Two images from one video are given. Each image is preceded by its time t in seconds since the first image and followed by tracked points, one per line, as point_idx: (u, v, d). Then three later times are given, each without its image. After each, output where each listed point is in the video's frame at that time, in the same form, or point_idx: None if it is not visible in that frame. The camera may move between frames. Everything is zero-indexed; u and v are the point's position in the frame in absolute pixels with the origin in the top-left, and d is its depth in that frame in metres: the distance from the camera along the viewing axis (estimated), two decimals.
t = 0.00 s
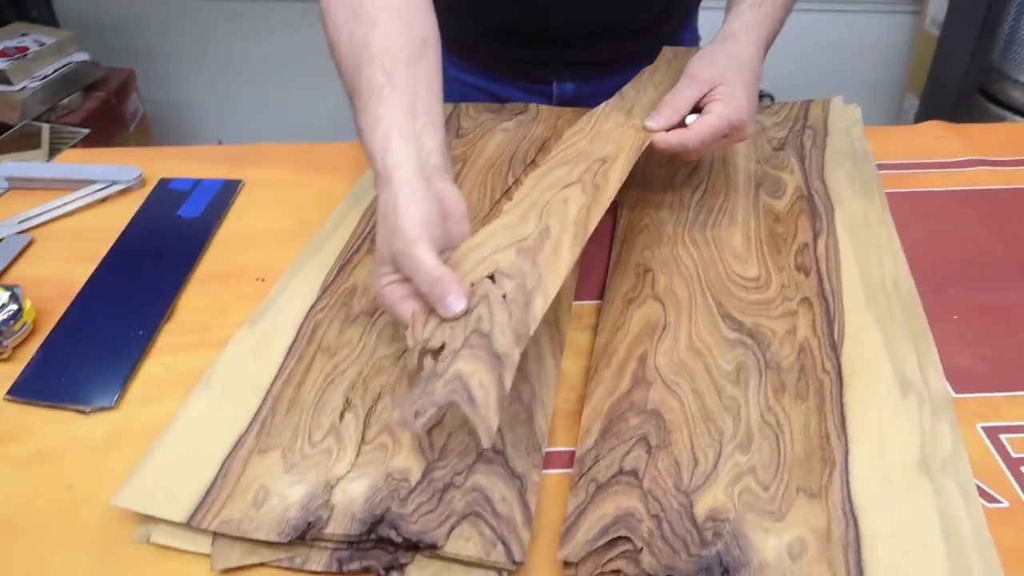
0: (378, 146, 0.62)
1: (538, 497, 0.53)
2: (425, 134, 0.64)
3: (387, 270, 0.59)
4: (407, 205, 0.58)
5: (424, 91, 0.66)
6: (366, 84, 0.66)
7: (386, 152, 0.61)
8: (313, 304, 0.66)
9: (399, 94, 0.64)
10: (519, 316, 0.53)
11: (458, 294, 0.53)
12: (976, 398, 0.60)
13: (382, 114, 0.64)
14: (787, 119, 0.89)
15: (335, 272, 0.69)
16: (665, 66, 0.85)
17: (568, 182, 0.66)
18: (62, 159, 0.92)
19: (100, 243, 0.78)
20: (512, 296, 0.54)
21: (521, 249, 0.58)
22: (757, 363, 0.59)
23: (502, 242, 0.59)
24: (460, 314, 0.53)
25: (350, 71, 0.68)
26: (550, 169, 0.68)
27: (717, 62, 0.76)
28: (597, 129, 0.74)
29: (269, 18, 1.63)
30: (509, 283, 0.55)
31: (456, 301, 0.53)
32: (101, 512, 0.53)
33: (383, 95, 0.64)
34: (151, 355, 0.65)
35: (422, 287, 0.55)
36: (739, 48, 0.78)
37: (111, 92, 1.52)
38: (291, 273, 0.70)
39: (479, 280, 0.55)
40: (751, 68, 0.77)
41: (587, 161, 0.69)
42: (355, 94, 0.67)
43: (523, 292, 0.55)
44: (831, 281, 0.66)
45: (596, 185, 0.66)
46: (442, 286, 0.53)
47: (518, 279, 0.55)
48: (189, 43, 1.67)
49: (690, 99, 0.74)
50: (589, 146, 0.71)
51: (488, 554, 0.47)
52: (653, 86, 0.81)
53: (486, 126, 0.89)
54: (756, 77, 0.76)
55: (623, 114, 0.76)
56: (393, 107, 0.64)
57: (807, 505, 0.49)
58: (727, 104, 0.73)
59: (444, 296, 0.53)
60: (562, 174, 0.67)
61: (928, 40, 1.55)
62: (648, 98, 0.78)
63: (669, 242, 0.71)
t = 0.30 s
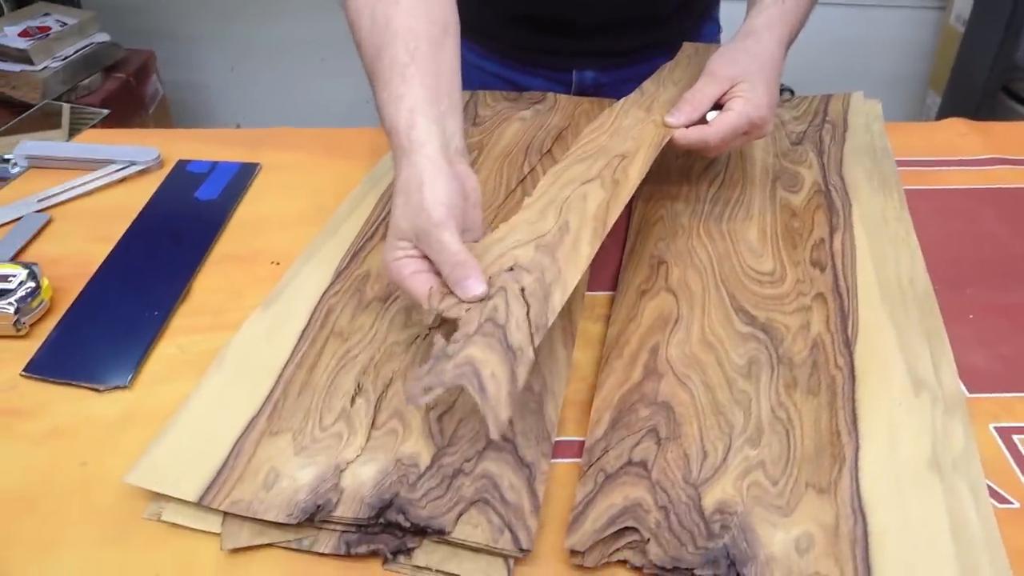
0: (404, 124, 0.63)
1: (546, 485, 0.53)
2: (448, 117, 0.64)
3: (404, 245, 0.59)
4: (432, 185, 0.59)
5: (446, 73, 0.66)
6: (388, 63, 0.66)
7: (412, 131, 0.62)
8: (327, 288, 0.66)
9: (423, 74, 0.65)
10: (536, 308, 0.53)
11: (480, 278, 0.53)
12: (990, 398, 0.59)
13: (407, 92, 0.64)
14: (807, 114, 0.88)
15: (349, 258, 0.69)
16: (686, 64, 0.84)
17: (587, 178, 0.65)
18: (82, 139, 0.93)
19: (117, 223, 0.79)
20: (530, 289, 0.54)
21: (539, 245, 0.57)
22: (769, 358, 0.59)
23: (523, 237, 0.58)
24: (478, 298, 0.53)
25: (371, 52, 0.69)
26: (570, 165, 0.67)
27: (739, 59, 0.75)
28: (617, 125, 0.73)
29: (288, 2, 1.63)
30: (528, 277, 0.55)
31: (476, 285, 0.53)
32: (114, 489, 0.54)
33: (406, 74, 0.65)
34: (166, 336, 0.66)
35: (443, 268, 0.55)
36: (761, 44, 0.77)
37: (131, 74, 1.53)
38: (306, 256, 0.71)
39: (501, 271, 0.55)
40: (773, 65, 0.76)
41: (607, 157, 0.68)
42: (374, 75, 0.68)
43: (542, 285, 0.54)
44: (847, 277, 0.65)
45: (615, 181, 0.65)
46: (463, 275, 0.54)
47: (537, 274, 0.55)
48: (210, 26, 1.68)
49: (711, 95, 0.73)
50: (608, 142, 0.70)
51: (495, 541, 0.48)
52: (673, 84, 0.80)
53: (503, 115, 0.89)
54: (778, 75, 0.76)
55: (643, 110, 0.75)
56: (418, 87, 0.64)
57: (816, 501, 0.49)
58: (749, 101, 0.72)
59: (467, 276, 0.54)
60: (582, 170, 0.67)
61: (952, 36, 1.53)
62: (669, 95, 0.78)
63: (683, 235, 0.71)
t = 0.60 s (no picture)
0: (410, 108, 0.63)
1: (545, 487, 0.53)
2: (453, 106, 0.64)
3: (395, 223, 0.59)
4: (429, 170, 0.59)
5: (453, 63, 0.67)
6: (395, 50, 0.66)
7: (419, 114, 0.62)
8: (330, 286, 0.66)
9: (431, 62, 0.65)
10: (561, 334, 0.55)
11: (442, 260, 0.53)
12: (991, 407, 0.59)
13: (413, 78, 0.64)
14: (813, 120, 0.88)
15: (353, 255, 0.70)
16: (682, 64, 0.84)
17: (599, 186, 0.66)
18: (89, 133, 0.93)
19: (122, 217, 0.79)
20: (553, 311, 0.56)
21: (558, 257, 0.58)
22: (770, 363, 0.59)
23: (541, 245, 0.59)
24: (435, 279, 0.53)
25: (377, 39, 0.69)
26: (580, 166, 0.68)
27: (746, 75, 0.75)
28: (622, 127, 0.73)
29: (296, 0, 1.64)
30: (550, 296, 0.56)
31: (437, 267, 0.53)
32: (115, 482, 0.54)
33: (414, 60, 0.65)
34: (169, 330, 0.66)
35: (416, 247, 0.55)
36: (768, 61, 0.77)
37: (139, 68, 1.53)
38: (310, 253, 0.71)
39: (521, 285, 0.56)
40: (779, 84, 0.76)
41: (616, 164, 0.68)
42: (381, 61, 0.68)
43: (564, 308, 0.56)
44: (850, 284, 0.65)
45: (627, 195, 0.65)
46: (481, 302, 0.55)
47: (558, 292, 0.57)
48: (218, 22, 1.68)
49: (718, 111, 0.73)
50: (616, 146, 0.71)
51: (493, 541, 0.48)
52: (674, 86, 0.80)
53: (510, 116, 0.89)
54: (782, 94, 0.76)
55: (646, 115, 0.75)
56: (425, 74, 0.64)
57: (814, 506, 0.49)
58: (754, 121, 0.72)
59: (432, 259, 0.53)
60: (592, 173, 0.67)
61: (960, 45, 1.53)
62: (669, 100, 0.78)
63: (687, 238, 0.71)
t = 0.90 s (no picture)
0: (446, 95, 0.65)
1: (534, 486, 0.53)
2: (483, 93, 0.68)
3: (420, 200, 0.62)
4: (463, 148, 0.62)
5: (476, 52, 0.70)
6: (420, 37, 0.69)
7: (452, 95, 0.65)
8: (319, 285, 0.66)
9: (456, 48, 0.68)
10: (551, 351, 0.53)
11: (484, 250, 0.54)
12: (974, 401, 0.60)
13: (443, 63, 0.67)
14: (799, 118, 0.89)
15: (341, 254, 0.70)
16: (656, 63, 0.83)
17: (585, 194, 0.64)
18: (76, 134, 0.93)
19: (110, 218, 0.79)
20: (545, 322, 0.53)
21: (549, 267, 0.56)
22: (756, 359, 0.59)
23: (534, 250, 0.57)
24: (479, 268, 0.54)
25: (400, 26, 0.71)
26: (567, 167, 0.67)
27: (724, 99, 0.75)
28: (606, 128, 0.73)
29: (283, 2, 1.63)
30: (543, 306, 0.54)
31: (480, 257, 0.54)
32: (102, 483, 0.54)
33: (442, 47, 0.68)
34: (156, 331, 0.66)
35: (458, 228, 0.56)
36: (746, 84, 0.77)
37: (126, 70, 1.52)
38: (297, 254, 0.71)
39: (515, 287, 0.54)
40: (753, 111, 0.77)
41: (599, 175, 0.67)
42: (404, 51, 0.70)
43: (556, 321, 0.54)
44: (835, 281, 0.66)
45: (609, 210, 0.64)
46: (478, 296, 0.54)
47: (550, 305, 0.54)
48: (205, 23, 1.68)
49: (695, 134, 0.73)
50: (600, 152, 0.70)
51: (481, 538, 0.48)
52: (650, 90, 0.79)
53: (497, 115, 0.89)
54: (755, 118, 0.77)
55: (627, 119, 0.74)
56: (456, 63, 0.67)
57: (800, 500, 0.50)
58: (725, 150, 0.74)
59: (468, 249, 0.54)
60: (577, 179, 0.66)
61: (946, 44, 1.54)
62: (647, 103, 0.77)
63: (674, 236, 0.71)
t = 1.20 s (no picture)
0: (469, 88, 0.67)
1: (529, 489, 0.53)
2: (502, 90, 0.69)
3: (441, 191, 0.60)
4: (486, 141, 0.63)
5: (492, 51, 0.72)
6: (438, 35, 0.70)
7: (475, 90, 0.67)
8: (314, 292, 0.67)
9: (474, 45, 0.70)
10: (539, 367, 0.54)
11: (509, 248, 0.55)
12: (966, 402, 0.60)
13: (464, 59, 0.69)
14: (790, 122, 0.89)
15: (336, 260, 0.70)
16: (654, 69, 0.84)
17: (580, 204, 0.65)
18: (70, 142, 0.93)
19: (105, 226, 0.79)
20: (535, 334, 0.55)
21: (545, 278, 0.58)
22: (750, 361, 0.60)
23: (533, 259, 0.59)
24: (504, 263, 0.54)
25: (417, 23, 0.72)
26: (563, 176, 0.68)
27: (716, 115, 0.76)
28: (604, 135, 0.74)
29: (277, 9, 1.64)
30: (535, 319, 0.55)
31: (505, 253, 0.54)
32: (100, 490, 0.54)
33: (461, 44, 0.70)
34: (152, 338, 0.66)
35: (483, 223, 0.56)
36: (737, 100, 0.78)
37: (119, 78, 1.53)
38: (293, 260, 0.71)
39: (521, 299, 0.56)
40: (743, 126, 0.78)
41: (594, 184, 0.68)
42: (420, 49, 0.72)
43: (546, 337, 0.55)
44: (827, 284, 0.66)
45: (604, 219, 0.65)
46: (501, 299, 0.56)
47: (543, 319, 0.56)
48: (199, 32, 1.68)
49: (687, 148, 0.74)
50: (597, 160, 0.71)
51: (478, 542, 0.48)
52: (648, 99, 0.80)
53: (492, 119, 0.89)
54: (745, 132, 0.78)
55: (624, 127, 0.75)
56: (475, 59, 0.69)
57: (795, 501, 0.50)
58: (718, 164, 0.75)
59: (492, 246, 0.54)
60: (573, 189, 0.67)
61: (936, 47, 1.55)
62: (642, 112, 0.78)
63: (667, 241, 0.72)
